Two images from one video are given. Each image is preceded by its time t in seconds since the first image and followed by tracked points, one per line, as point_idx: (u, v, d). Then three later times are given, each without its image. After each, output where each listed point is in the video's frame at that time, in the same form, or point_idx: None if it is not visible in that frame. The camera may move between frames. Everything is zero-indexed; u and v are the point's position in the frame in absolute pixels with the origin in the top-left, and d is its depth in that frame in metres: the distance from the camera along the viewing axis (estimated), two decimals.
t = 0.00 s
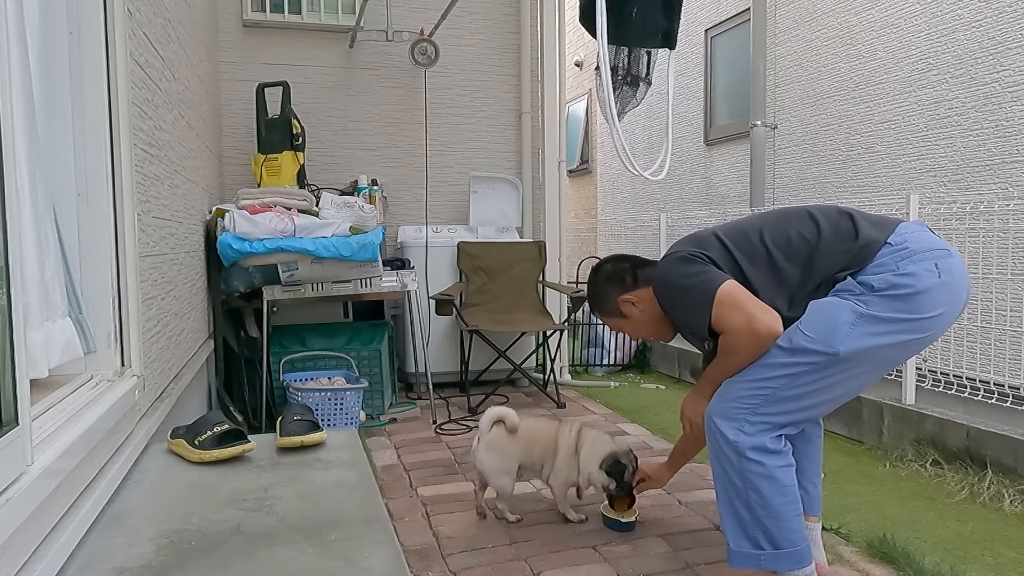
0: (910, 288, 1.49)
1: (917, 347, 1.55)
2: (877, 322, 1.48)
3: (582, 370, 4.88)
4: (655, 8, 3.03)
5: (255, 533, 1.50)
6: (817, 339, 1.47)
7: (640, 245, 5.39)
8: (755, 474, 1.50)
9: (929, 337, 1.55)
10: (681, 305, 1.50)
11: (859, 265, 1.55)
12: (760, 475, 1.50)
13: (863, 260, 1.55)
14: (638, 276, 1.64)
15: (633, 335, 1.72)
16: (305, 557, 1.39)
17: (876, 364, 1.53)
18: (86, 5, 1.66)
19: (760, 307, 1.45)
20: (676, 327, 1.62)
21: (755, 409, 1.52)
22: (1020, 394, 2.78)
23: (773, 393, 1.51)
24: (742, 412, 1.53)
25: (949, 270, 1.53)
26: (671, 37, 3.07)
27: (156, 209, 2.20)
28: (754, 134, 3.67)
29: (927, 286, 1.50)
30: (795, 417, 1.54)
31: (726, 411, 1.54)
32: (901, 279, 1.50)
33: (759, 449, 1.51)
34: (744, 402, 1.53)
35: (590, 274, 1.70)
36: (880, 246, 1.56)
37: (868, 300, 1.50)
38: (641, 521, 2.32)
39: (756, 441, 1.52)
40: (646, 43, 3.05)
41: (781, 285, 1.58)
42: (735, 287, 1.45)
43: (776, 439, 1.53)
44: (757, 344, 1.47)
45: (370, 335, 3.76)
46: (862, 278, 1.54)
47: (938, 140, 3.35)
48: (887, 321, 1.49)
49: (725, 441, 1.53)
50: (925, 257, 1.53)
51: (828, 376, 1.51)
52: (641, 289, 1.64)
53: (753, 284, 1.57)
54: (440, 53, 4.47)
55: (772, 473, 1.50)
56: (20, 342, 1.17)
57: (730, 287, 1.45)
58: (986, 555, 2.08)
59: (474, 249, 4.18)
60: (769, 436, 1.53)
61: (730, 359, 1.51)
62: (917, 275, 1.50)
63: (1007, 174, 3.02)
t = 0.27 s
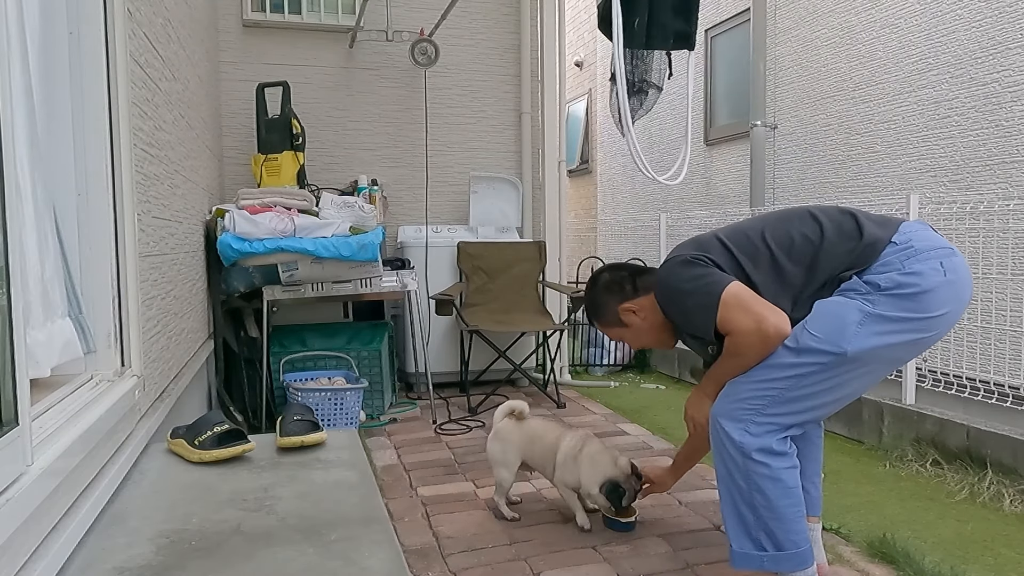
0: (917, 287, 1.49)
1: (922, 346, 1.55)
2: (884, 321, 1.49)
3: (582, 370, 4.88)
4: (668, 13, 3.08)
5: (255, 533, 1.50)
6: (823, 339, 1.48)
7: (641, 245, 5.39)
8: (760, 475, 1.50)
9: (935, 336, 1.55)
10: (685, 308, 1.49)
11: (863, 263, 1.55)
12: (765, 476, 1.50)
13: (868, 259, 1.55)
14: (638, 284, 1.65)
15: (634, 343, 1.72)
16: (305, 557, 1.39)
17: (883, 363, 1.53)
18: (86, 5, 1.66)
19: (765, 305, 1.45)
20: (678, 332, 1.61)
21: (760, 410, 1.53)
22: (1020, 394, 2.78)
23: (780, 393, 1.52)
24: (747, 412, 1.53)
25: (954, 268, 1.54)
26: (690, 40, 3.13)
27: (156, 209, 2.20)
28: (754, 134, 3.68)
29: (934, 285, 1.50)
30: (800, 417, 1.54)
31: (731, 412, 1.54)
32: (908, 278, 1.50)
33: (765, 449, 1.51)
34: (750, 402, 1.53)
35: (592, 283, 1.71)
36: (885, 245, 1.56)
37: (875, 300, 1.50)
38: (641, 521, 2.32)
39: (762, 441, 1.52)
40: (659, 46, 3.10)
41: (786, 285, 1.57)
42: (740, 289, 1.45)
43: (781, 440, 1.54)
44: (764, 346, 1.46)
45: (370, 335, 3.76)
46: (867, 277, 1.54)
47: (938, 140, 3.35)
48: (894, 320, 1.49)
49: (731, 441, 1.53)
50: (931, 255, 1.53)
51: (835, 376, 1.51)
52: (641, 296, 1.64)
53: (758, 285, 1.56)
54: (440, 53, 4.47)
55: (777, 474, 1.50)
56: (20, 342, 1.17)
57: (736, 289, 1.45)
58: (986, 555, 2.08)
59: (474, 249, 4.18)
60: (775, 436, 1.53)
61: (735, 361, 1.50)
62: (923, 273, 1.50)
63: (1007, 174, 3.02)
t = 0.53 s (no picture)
0: (921, 287, 1.49)
1: (926, 347, 1.56)
2: (889, 321, 1.49)
3: (582, 370, 4.88)
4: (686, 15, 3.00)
5: (255, 533, 1.50)
6: (828, 340, 1.48)
7: (640, 245, 5.39)
8: (763, 476, 1.50)
9: (938, 337, 1.55)
10: (688, 312, 1.49)
11: (865, 264, 1.55)
12: (768, 477, 1.50)
13: (871, 260, 1.55)
14: (639, 289, 1.65)
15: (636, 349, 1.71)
16: (304, 557, 1.39)
17: (886, 364, 1.54)
18: (86, 6, 1.66)
19: (768, 305, 1.45)
20: (681, 337, 1.61)
21: (764, 410, 1.52)
22: (1020, 394, 2.77)
23: (784, 393, 1.51)
24: (751, 412, 1.53)
25: (957, 269, 1.54)
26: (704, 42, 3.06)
27: (156, 209, 2.20)
28: (755, 134, 3.68)
29: (937, 286, 1.50)
30: (804, 417, 1.54)
31: (734, 412, 1.54)
32: (912, 278, 1.50)
33: (768, 450, 1.51)
34: (754, 403, 1.52)
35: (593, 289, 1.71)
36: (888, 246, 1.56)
37: (879, 300, 1.50)
38: (640, 521, 2.32)
39: (765, 442, 1.52)
40: (677, 50, 3.03)
41: (788, 287, 1.57)
42: (744, 289, 1.45)
43: (784, 441, 1.54)
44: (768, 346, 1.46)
45: (370, 335, 3.76)
46: (870, 278, 1.54)
47: (938, 140, 3.35)
48: (898, 321, 1.49)
49: (734, 442, 1.53)
50: (934, 256, 1.53)
51: (839, 376, 1.51)
52: (642, 302, 1.64)
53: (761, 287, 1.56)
54: (440, 53, 4.47)
55: (780, 475, 1.50)
56: (20, 342, 1.17)
57: (740, 289, 1.45)
58: (986, 555, 2.08)
59: (474, 249, 4.18)
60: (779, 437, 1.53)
61: (739, 361, 1.50)
62: (927, 274, 1.50)
63: (1007, 174, 3.02)
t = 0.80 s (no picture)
0: (913, 294, 1.48)
1: (919, 356, 1.54)
2: (881, 328, 1.48)
3: (582, 370, 4.88)
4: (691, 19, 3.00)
5: (255, 533, 1.50)
6: (817, 345, 1.48)
7: (640, 245, 5.39)
8: (754, 477, 1.50)
9: (932, 345, 1.54)
10: (680, 316, 1.50)
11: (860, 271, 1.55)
12: (759, 479, 1.50)
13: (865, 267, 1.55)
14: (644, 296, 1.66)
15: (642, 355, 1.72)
16: (305, 557, 1.39)
17: (879, 371, 1.53)
18: (86, 6, 1.66)
19: (755, 307, 1.45)
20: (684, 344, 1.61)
21: (754, 413, 1.52)
22: (1020, 394, 2.77)
23: (774, 397, 1.51)
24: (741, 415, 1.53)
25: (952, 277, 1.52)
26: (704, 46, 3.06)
27: (157, 210, 2.20)
28: (755, 134, 3.68)
29: (930, 293, 1.49)
30: (795, 421, 1.54)
31: (724, 415, 1.54)
32: (904, 285, 1.49)
33: (759, 452, 1.51)
34: (743, 406, 1.52)
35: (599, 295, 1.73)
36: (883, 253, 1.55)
37: (871, 307, 1.49)
38: (640, 522, 2.32)
39: (755, 444, 1.52)
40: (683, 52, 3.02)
41: (784, 293, 1.57)
42: (732, 293, 1.45)
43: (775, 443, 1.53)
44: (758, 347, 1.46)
45: (370, 335, 3.76)
46: (864, 284, 1.53)
47: (938, 140, 3.35)
48: (890, 328, 1.48)
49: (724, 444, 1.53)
50: (928, 264, 1.52)
51: (830, 382, 1.51)
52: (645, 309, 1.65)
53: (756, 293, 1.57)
54: (440, 53, 4.47)
55: (771, 477, 1.50)
56: (20, 342, 1.17)
57: (729, 293, 1.46)
58: (986, 555, 2.08)
59: (474, 249, 4.18)
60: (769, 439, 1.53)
61: (731, 362, 1.50)
62: (920, 282, 1.49)
63: (1007, 174, 3.02)
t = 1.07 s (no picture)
0: (886, 307, 1.45)
1: (899, 369, 1.50)
2: (851, 339, 1.46)
3: (582, 370, 4.88)
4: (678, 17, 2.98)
5: (255, 533, 1.50)
6: (787, 353, 1.47)
7: (640, 245, 5.39)
8: (735, 479, 1.51)
9: (913, 358, 1.49)
10: (670, 323, 1.57)
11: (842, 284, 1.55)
12: (741, 481, 1.51)
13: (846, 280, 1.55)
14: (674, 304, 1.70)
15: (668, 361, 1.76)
16: (305, 557, 1.39)
17: (854, 383, 1.50)
18: (86, 6, 1.66)
19: (729, 310, 1.49)
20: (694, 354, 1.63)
21: (731, 418, 1.53)
22: (1020, 394, 2.76)
23: (749, 403, 1.51)
24: (719, 419, 1.53)
25: (933, 290, 1.47)
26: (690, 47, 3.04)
27: (156, 210, 2.20)
28: (755, 134, 3.69)
29: (904, 306, 1.45)
30: (773, 428, 1.53)
31: (703, 419, 1.55)
32: (877, 298, 1.46)
33: (737, 455, 1.52)
34: (720, 410, 1.53)
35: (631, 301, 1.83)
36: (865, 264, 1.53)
37: (843, 318, 1.48)
38: (640, 521, 2.32)
39: (734, 448, 1.52)
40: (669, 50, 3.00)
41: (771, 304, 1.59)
42: (712, 299, 1.51)
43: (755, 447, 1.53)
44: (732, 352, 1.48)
45: (370, 335, 3.76)
46: (841, 297, 1.52)
47: (938, 140, 3.35)
48: (861, 339, 1.46)
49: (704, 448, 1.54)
50: (905, 277, 1.48)
51: (802, 391, 1.50)
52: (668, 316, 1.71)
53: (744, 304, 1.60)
54: (440, 53, 4.47)
55: (752, 479, 1.50)
56: (20, 341, 1.17)
57: (710, 300, 1.51)
58: (986, 554, 2.08)
59: (474, 249, 4.18)
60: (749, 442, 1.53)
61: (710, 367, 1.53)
62: (891, 294, 1.46)
63: (1007, 174, 3.02)
